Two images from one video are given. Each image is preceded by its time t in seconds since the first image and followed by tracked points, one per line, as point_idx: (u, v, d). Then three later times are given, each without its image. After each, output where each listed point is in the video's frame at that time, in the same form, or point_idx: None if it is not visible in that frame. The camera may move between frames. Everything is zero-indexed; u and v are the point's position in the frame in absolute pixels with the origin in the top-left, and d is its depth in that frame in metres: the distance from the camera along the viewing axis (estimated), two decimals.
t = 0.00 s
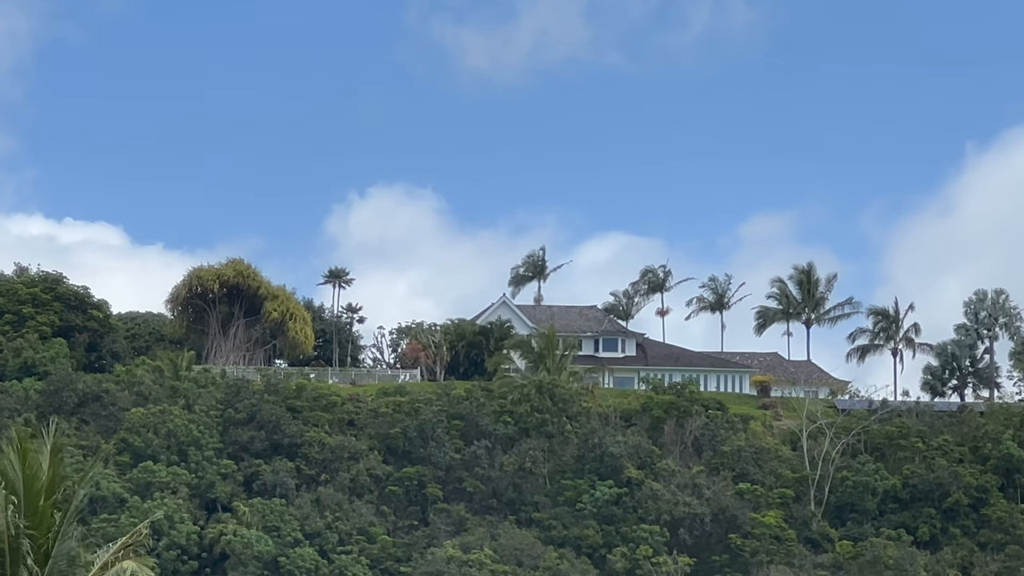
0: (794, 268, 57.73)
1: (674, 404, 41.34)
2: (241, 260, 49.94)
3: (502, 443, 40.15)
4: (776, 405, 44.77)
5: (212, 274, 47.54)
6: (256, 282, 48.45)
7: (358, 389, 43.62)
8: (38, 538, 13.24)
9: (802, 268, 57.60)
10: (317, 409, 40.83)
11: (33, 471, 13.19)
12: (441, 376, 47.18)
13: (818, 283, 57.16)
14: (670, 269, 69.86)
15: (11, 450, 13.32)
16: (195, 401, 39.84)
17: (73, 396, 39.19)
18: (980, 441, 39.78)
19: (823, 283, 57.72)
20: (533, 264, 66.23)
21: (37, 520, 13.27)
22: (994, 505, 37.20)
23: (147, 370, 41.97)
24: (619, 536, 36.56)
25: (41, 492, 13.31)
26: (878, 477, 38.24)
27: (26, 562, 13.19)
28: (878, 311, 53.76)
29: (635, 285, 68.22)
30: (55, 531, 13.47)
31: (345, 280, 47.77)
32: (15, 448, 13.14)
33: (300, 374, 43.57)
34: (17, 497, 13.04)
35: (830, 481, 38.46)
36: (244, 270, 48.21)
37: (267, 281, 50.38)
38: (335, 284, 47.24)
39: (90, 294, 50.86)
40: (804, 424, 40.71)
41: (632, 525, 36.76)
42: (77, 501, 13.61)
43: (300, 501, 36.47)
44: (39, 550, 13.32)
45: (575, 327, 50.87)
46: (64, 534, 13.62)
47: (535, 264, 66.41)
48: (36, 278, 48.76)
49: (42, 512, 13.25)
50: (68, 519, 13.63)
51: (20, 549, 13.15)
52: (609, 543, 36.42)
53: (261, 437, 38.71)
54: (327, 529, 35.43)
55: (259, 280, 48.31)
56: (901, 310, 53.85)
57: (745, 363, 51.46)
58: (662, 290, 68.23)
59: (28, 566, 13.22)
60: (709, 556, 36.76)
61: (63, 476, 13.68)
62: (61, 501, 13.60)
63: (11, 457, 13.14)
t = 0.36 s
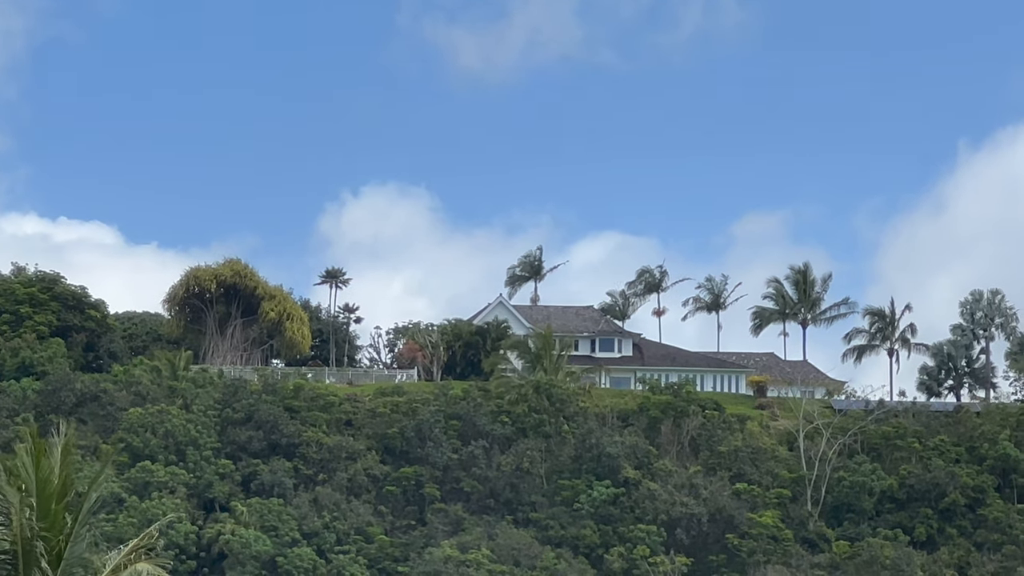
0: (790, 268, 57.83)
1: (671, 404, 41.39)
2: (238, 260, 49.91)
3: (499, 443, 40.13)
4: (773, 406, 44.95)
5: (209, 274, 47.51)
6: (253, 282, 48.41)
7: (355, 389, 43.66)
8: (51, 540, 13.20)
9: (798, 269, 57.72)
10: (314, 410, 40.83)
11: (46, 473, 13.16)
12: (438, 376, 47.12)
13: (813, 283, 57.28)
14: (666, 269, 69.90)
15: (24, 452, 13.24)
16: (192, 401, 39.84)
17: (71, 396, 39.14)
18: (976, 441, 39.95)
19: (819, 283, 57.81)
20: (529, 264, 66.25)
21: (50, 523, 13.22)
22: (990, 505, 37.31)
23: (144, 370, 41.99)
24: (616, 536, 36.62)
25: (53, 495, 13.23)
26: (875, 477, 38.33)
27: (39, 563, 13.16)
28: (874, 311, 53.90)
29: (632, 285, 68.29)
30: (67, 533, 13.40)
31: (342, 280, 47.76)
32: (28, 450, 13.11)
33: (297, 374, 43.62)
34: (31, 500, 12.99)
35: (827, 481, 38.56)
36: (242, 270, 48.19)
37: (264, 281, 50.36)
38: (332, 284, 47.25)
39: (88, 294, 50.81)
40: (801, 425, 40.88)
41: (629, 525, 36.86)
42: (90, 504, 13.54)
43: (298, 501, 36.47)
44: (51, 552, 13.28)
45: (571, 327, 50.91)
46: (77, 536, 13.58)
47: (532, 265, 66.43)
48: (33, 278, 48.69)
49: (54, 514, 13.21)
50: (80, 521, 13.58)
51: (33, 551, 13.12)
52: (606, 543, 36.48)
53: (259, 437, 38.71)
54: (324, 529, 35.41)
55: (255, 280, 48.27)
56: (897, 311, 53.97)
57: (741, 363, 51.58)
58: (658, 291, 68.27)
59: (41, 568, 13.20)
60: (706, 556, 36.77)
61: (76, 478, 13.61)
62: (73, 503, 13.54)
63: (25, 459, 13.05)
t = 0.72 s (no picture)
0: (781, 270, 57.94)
1: (663, 405, 41.40)
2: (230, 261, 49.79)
3: (491, 444, 40.06)
4: (764, 407, 45.08)
5: (201, 276, 47.38)
6: (245, 283, 48.27)
7: (347, 391, 43.59)
8: (59, 544, 13.06)
9: (790, 270, 57.79)
10: (306, 411, 40.71)
11: (53, 477, 13.01)
12: (429, 377, 47.04)
13: (805, 285, 57.38)
14: (658, 271, 69.93)
15: (31, 454, 13.07)
16: (185, 402, 39.73)
17: (63, 397, 38.96)
18: (968, 443, 40.11)
19: (810, 284, 57.92)
20: (521, 265, 66.23)
21: (59, 527, 13.08)
22: (983, 507, 37.41)
23: (136, 372, 41.87)
24: (608, 538, 36.62)
25: (61, 499, 13.08)
26: (867, 480, 38.43)
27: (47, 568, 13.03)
28: (865, 313, 53.99)
29: (624, 287, 68.30)
30: (74, 537, 13.25)
31: (334, 281, 47.65)
32: (36, 454, 12.97)
33: (289, 376, 43.54)
34: (40, 504, 12.83)
35: (819, 483, 38.64)
36: (233, 272, 48.08)
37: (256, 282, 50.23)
38: (324, 286, 47.15)
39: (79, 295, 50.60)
40: (793, 427, 40.98)
41: (621, 526, 36.87)
42: (97, 507, 13.37)
43: (290, 503, 36.38)
44: (59, 555, 13.15)
45: (563, 328, 50.87)
46: (84, 540, 13.44)
47: (523, 266, 66.42)
48: (25, 279, 48.48)
49: (61, 519, 13.08)
50: (87, 524, 13.43)
51: (41, 555, 12.99)
52: (598, 545, 36.48)
53: (252, 439, 38.61)
54: (316, 531, 35.34)
55: (247, 281, 48.13)
56: (888, 313, 54.13)
57: (732, 365, 51.67)
58: (650, 292, 68.22)
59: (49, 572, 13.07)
60: (698, 558, 36.87)
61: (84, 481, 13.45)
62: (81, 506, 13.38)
63: (32, 462, 12.89)
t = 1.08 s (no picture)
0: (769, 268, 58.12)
1: (652, 404, 41.49)
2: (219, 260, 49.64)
3: (480, 443, 40.07)
4: (753, 406, 45.22)
5: (190, 274, 47.25)
6: (234, 282, 48.12)
7: (336, 389, 43.53)
8: (64, 545, 12.99)
9: (778, 268, 58.01)
10: (296, 410, 40.63)
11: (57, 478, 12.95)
12: (418, 376, 47.11)
13: (793, 283, 57.54)
14: (646, 270, 70.03)
15: (35, 455, 13.01)
16: (174, 401, 39.59)
17: (53, 396, 38.82)
18: (957, 442, 40.39)
19: (799, 282, 58.10)
20: (509, 264, 66.28)
21: (64, 527, 13.02)
22: (971, 505, 37.65)
23: (126, 370, 41.70)
24: (597, 536, 36.66)
25: (65, 500, 13.01)
26: (856, 478, 38.66)
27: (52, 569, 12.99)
28: (854, 311, 54.23)
29: (612, 285, 68.40)
30: (79, 538, 13.17)
31: (323, 280, 47.54)
32: (40, 455, 12.90)
33: (279, 374, 43.45)
34: (46, 504, 12.77)
35: (808, 481, 38.81)
36: (223, 270, 47.94)
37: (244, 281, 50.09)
38: (313, 285, 47.07)
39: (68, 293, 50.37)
40: (782, 425, 41.22)
41: (610, 525, 36.94)
42: (101, 507, 13.26)
43: (280, 501, 36.35)
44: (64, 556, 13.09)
45: (551, 327, 50.77)
46: (88, 541, 13.36)
47: (511, 264, 66.42)
48: (14, 278, 48.15)
49: (65, 519, 13.00)
50: (92, 525, 13.34)
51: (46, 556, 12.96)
52: (587, 543, 36.51)
53: (241, 437, 38.53)
54: (306, 529, 35.32)
55: (236, 279, 47.99)
56: (876, 310, 54.36)
57: (721, 363, 51.83)
58: (638, 290, 68.35)
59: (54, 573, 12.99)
60: (687, 556, 36.86)
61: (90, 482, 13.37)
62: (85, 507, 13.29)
63: (35, 463, 12.81)
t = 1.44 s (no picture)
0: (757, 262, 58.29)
1: (641, 399, 41.64)
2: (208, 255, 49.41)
3: (469, 438, 39.99)
4: (741, 400, 45.37)
5: (178, 269, 47.05)
6: (222, 277, 47.92)
7: (325, 384, 43.43)
8: (68, 543, 12.81)
9: (766, 263, 58.19)
10: (285, 405, 40.49)
11: (59, 475, 12.77)
12: (406, 371, 46.86)
13: (780, 278, 57.82)
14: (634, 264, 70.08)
15: (37, 453, 12.83)
16: (163, 396, 39.44)
17: (42, 391, 38.92)
18: (945, 436, 40.62)
19: (786, 277, 58.33)
20: (497, 258, 66.25)
21: (67, 525, 12.84)
22: (959, 499, 37.87)
23: (114, 365, 41.51)
24: (586, 530, 36.66)
25: (68, 498, 12.82)
26: (845, 472, 38.76)
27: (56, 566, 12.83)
28: (842, 306, 54.35)
29: (600, 280, 68.43)
30: (82, 535, 13.00)
31: (311, 275, 47.21)
32: (41, 452, 12.71)
33: (267, 369, 43.32)
34: (48, 501, 12.59)
35: (797, 475, 38.93)
36: (211, 265, 47.73)
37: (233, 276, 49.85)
38: (301, 280, 46.86)
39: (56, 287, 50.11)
40: (771, 420, 41.40)
41: (599, 519, 36.98)
42: (104, 505, 13.04)
43: (269, 496, 36.28)
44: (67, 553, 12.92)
45: (539, 321, 50.71)
46: (91, 538, 13.18)
47: (499, 259, 66.38)
48: (2, 273, 47.76)
49: (68, 517, 12.81)
50: (96, 522, 13.13)
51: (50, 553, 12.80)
52: (576, 537, 36.50)
53: (230, 432, 38.42)
54: (295, 524, 35.26)
55: (225, 274, 47.79)
56: (863, 305, 54.49)
57: (709, 358, 51.93)
58: (627, 285, 68.41)
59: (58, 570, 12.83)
60: (676, 550, 36.92)
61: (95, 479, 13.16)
62: (89, 505, 13.09)
63: (36, 462, 12.62)
